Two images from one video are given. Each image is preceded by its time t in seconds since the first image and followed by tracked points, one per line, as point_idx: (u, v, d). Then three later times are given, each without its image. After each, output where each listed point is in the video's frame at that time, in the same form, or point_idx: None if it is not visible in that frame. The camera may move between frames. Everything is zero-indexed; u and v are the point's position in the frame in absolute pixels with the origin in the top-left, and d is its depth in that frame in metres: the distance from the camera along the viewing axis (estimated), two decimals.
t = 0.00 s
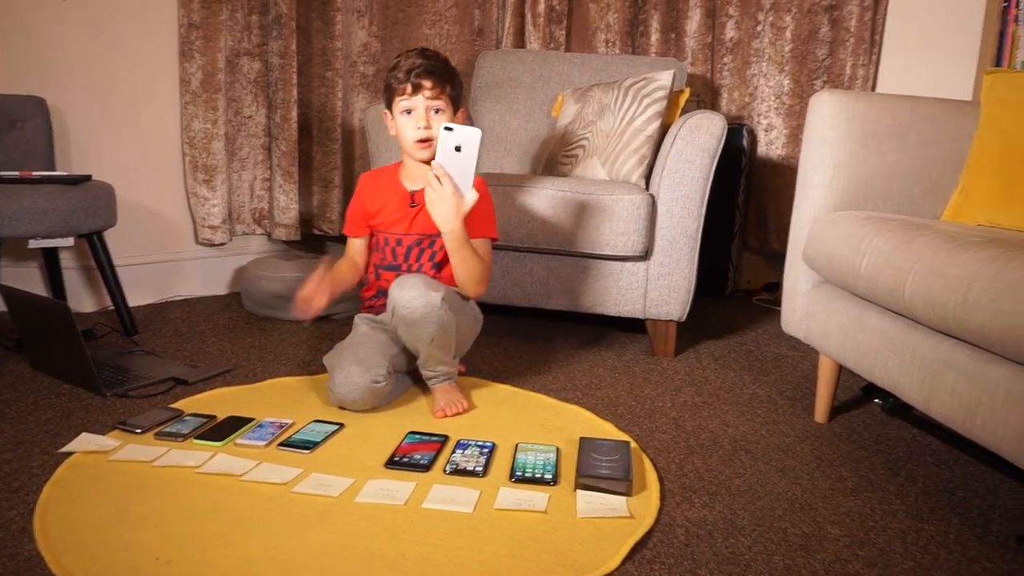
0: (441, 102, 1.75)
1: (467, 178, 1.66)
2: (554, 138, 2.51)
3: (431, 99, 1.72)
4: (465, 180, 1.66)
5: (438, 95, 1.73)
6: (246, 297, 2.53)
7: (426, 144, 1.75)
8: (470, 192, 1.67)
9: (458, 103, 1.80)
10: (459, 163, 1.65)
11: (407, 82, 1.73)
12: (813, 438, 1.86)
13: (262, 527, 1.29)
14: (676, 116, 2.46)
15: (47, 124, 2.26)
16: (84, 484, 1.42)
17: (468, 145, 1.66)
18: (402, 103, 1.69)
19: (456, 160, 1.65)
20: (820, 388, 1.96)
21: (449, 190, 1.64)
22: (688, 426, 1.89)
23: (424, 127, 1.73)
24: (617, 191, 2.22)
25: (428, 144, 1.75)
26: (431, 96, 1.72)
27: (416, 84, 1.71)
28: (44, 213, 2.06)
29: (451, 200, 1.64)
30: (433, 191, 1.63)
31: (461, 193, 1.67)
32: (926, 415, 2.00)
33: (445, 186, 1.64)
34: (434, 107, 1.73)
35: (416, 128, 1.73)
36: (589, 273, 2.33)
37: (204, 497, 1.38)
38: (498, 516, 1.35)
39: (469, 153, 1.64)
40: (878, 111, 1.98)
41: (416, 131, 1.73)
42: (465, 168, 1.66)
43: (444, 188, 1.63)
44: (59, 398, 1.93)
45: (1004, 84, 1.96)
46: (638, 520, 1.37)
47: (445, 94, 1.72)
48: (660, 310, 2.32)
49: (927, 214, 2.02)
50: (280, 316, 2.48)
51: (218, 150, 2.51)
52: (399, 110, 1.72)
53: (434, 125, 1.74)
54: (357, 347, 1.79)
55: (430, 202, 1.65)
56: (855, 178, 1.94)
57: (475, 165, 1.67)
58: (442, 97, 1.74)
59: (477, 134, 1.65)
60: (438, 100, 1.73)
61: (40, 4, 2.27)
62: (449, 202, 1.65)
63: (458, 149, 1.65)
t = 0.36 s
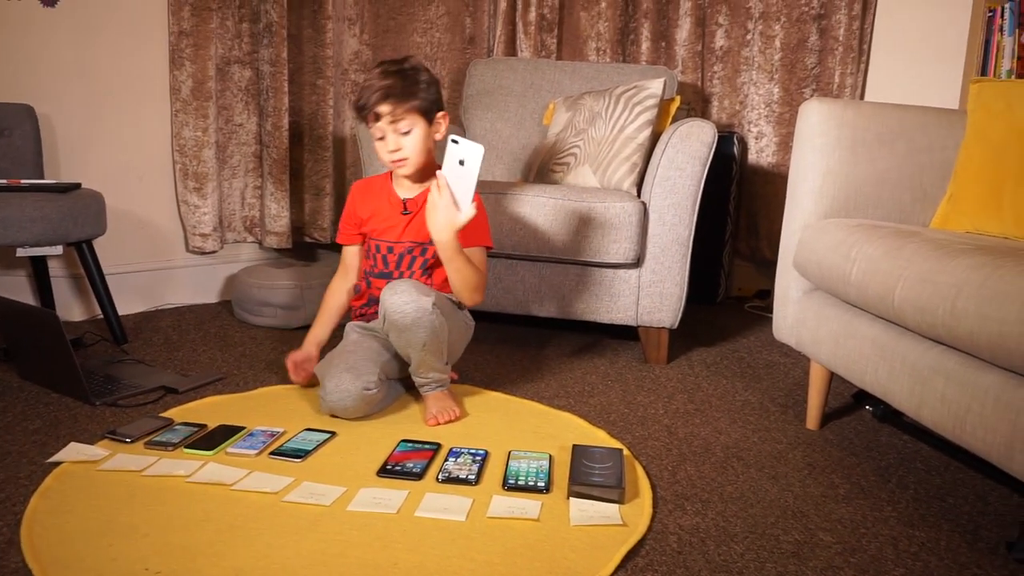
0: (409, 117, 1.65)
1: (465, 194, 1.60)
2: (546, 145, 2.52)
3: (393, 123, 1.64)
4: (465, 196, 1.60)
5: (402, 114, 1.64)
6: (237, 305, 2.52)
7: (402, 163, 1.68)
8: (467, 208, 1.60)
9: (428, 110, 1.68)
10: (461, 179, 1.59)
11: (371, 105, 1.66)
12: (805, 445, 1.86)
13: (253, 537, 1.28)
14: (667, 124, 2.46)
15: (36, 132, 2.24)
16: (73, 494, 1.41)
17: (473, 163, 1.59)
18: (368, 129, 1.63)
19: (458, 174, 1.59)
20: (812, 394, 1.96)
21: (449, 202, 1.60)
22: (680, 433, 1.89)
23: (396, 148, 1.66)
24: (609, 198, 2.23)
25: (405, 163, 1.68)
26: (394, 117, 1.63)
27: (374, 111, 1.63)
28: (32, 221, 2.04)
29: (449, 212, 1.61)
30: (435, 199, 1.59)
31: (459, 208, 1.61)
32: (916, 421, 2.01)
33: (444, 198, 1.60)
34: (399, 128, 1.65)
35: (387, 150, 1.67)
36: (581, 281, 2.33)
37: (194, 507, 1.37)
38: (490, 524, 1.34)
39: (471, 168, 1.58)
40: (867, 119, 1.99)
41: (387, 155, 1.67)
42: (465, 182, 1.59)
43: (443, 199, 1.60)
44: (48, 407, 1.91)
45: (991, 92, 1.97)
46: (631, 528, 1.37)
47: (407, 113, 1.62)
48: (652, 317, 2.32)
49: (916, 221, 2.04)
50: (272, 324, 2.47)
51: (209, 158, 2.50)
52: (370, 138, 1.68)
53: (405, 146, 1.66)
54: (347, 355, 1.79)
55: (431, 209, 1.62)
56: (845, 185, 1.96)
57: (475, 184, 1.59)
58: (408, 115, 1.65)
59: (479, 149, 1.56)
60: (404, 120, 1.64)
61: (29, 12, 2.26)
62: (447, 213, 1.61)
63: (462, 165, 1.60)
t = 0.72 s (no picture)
0: (383, 119, 1.67)
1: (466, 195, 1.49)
2: (542, 149, 2.52)
3: (368, 127, 1.65)
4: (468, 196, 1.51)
5: (377, 118, 1.65)
6: (234, 308, 2.52)
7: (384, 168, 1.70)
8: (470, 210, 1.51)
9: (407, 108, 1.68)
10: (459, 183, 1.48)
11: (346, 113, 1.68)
12: (802, 447, 1.86)
13: (250, 541, 1.28)
14: (664, 128, 2.47)
15: (32, 136, 2.23)
16: (69, 499, 1.40)
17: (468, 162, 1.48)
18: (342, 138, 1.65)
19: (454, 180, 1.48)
20: (809, 397, 1.97)
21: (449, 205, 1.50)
22: (678, 436, 1.89)
23: (374, 154, 1.68)
24: (606, 201, 2.23)
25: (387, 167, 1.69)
26: (368, 122, 1.64)
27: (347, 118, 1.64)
28: (29, 224, 2.05)
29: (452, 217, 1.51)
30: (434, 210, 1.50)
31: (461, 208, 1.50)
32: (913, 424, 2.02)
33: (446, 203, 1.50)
34: (375, 132, 1.66)
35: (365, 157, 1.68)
36: (578, 284, 2.33)
37: (191, 511, 1.37)
38: (487, 528, 1.34)
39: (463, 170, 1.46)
40: (863, 122, 1.99)
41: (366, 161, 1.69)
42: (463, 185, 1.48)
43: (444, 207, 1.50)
44: (45, 412, 1.91)
45: (986, 95, 1.98)
46: (628, 531, 1.37)
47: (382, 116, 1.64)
48: (649, 320, 2.32)
49: (912, 224, 2.04)
50: (269, 328, 2.46)
51: (206, 162, 2.48)
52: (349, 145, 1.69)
53: (383, 150, 1.67)
54: (345, 358, 1.79)
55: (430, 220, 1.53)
56: (840, 188, 1.96)
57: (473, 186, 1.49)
58: (383, 119, 1.66)
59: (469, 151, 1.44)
60: (379, 123, 1.66)
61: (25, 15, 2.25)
62: (447, 219, 1.51)
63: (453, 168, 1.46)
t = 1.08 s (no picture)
0: (418, 108, 1.80)
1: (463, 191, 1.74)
2: (547, 154, 2.52)
3: (405, 103, 1.76)
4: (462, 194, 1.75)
5: (413, 102, 1.78)
6: (239, 313, 2.52)
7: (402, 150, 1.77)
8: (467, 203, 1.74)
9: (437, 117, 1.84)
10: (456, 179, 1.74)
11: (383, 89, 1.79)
12: (808, 453, 1.86)
13: (255, 547, 1.28)
14: (668, 134, 2.46)
15: (38, 142, 2.24)
16: (75, 504, 1.41)
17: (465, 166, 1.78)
18: (380, 100, 1.74)
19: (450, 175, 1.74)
20: (814, 402, 1.96)
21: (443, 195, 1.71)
22: (683, 442, 1.89)
23: (401, 129, 1.76)
24: (611, 207, 2.23)
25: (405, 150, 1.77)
26: (407, 99, 1.77)
27: (392, 86, 1.76)
28: (35, 230, 2.06)
29: (450, 206, 1.71)
30: (432, 199, 1.69)
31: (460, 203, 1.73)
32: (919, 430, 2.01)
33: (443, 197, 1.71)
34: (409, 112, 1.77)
35: (391, 128, 1.76)
36: (583, 289, 2.33)
37: (197, 517, 1.37)
38: (492, 534, 1.34)
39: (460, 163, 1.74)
40: (867, 127, 1.99)
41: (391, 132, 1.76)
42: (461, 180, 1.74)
43: (441, 198, 1.70)
44: (51, 417, 1.91)
45: (991, 100, 1.97)
46: (633, 537, 1.36)
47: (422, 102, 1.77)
48: (654, 326, 2.32)
49: (917, 229, 2.04)
50: (274, 333, 2.47)
51: (211, 167, 2.48)
52: (377, 117, 1.76)
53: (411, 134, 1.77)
54: (349, 364, 1.80)
55: (432, 216, 1.72)
56: (845, 193, 1.96)
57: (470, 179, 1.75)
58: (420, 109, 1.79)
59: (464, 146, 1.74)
60: (416, 109, 1.78)
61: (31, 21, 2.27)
62: (444, 208, 1.70)
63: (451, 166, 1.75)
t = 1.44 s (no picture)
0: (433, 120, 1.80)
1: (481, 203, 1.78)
2: (553, 165, 2.52)
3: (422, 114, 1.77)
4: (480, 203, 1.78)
5: (429, 114, 1.78)
6: (244, 324, 2.52)
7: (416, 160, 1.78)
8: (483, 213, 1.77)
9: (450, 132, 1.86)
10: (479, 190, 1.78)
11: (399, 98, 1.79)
12: (814, 463, 1.85)
13: (261, 558, 1.28)
14: (672, 143, 2.44)
15: (47, 154, 2.25)
16: (81, 515, 1.41)
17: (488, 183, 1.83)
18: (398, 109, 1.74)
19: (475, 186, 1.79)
20: (820, 412, 1.96)
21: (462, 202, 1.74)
22: (688, 452, 1.88)
23: (415, 139, 1.77)
24: (615, 217, 2.24)
25: (418, 161, 1.78)
26: (424, 111, 1.77)
27: (411, 97, 1.76)
28: (43, 242, 2.07)
29: (465, 211, 1.73)
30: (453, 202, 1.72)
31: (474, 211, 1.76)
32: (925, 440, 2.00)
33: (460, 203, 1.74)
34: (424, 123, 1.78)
35: (405, 138, 1.76)
36: (588, 299, 2.34)
37: (202, 528, 1.37)
38: (497, 545, 1.34)
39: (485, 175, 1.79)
40: (871, 137, 2.00)
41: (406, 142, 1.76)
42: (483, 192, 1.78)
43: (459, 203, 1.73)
44: (57, 428, 1.92)
45: (996, 109, 1.97)
46: (639, 549, 1.36)
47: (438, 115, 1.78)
48: (659, 336, 2.32)
49: (922, 239, 2.04)
50: (280, 343, 2.47)
51: (218, 179, 2.47)
52: (393, 124, 1.75)
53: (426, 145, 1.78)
54: (353, 374, 1.80)
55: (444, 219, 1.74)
56: (849, 203, 1.96)
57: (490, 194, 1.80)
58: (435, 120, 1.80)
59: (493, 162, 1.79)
60: (431, 121, 1.79)
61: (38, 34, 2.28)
62: (460, 212, 1.73)
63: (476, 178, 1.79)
